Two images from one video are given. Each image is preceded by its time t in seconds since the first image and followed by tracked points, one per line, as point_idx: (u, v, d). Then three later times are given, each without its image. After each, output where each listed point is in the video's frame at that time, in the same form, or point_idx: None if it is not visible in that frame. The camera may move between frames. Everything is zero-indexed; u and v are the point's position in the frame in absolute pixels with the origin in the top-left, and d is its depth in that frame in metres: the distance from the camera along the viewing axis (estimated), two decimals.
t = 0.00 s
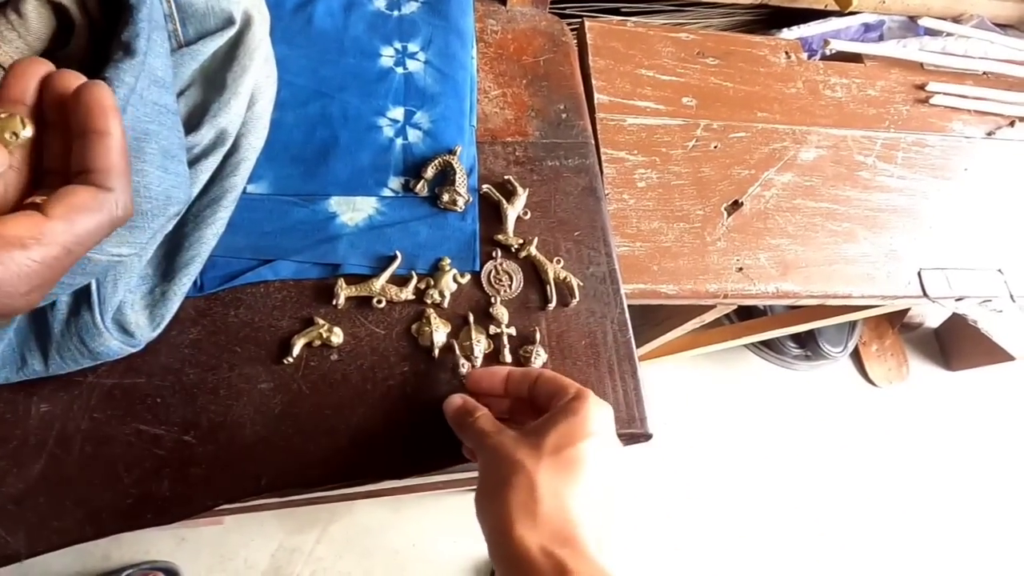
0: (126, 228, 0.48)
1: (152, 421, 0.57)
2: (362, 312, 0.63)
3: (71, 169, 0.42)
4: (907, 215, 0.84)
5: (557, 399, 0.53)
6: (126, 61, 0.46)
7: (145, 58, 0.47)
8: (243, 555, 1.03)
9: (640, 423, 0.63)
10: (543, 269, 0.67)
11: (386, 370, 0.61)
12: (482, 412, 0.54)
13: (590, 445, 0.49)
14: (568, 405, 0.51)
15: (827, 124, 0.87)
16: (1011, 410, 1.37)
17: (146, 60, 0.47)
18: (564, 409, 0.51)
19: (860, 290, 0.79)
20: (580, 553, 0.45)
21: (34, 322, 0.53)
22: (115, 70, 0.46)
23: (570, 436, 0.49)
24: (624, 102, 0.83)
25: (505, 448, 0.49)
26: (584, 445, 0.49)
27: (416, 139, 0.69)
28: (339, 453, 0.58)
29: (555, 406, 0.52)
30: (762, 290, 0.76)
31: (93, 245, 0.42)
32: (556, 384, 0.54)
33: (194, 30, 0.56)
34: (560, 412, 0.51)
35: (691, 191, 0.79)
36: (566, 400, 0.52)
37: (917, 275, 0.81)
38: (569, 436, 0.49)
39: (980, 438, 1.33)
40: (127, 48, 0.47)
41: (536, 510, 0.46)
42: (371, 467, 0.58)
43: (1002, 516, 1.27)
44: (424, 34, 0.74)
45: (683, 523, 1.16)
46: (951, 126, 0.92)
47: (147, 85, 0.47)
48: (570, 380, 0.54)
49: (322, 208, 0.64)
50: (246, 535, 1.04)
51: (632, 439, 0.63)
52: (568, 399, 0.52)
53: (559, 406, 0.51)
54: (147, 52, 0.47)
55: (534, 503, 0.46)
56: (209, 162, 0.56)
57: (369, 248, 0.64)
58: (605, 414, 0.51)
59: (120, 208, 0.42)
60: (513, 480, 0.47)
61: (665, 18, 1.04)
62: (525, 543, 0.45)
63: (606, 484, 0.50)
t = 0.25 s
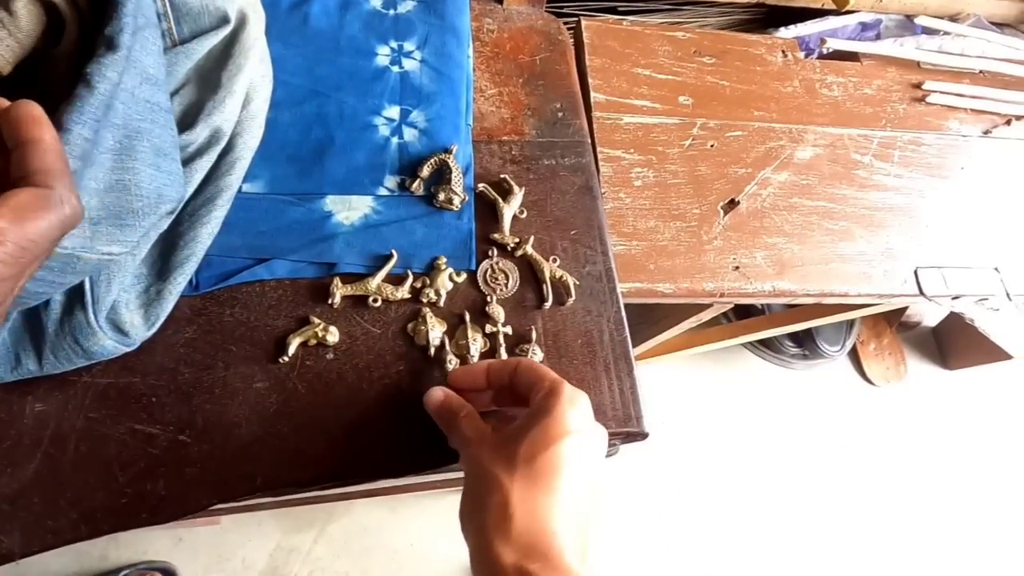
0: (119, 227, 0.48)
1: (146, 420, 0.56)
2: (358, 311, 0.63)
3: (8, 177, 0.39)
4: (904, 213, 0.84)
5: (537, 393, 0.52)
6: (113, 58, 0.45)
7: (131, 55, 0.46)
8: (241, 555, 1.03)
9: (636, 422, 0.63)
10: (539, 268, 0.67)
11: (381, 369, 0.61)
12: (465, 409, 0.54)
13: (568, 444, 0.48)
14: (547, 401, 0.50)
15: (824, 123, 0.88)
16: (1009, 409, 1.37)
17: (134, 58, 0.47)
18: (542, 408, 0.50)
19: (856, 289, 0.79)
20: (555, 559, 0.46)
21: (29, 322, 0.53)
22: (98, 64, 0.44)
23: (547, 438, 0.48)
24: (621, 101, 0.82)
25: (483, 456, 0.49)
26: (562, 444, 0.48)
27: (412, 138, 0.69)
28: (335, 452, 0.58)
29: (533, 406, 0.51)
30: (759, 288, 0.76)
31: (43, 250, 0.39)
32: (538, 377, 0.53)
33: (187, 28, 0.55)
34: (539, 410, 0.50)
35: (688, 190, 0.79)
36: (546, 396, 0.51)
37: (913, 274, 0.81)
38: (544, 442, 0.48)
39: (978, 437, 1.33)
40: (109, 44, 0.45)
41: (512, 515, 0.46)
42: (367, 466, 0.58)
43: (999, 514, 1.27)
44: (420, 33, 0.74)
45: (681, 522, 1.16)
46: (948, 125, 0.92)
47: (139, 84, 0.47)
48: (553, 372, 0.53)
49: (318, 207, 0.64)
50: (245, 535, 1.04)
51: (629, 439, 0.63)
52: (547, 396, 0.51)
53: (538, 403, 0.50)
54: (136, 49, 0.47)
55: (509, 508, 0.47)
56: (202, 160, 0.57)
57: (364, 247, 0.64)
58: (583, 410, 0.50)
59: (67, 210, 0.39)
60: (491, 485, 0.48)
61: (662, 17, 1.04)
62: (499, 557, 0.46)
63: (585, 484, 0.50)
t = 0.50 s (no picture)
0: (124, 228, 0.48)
1: (148, 419, 0.57)
2: (359, 310, 0.63)
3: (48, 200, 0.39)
4: (906, 214, 0.84)
5: (532, 383, 0.52)
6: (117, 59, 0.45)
7: (136, 56, 0.46)
8: (242, 554, 1.03)
9: (638, 422, 0.63)
10: (541, 269, 0.67)
11: (383, 369, 0.61)
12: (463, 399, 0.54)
13: (565, 436, 0.49)
14: (542, 392, 0.50)
15: (825, 123, 0.87)
16: (1011, 410, 1.37)
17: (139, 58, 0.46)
18: (538, 400, 0.50)
19: (858, 290, 0.78)
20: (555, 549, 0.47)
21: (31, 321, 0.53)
22: (104, 66, 0.44)
23: (544, 433, 0.48)
24: (623, 101, 0.83)
25: (483, 451, 0.50)
26: (559, 437, 0.48)
27: (413, 138, 0.69)
28: (337, 452, 0.58)
29: (528, 396, 0.51)
30: (760, 289, 0.76)
31: (86, 273, 0.38)
32: (533, 365, 0.52)
33: (190, 28, 0.55)
34: (535, 401, 0.50)
35: (690, 190, 0.79)
36: (541, 387, 0.50)
37: (915, 275, 0.81)
38: (540, 435, 0.48)
39: (980, 439, 1.33)
40: (115, 44, 0.45)
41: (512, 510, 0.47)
42: (368, 466, 0.58)
43: (1000, 516, 1.27)
44: (422, 33, 0.74)
45: (682, 523, 1.16)
46: (950, 126, 0.92)
47: (144, 83, 0.46)
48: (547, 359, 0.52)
49: (320, 207, 0.64)
50: (245, 534, 1.04)
51: (630, 439, 0.63)
52: (543, 385, 0.50)
53: (533, 395, 0.50)
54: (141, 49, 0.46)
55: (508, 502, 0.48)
56: (206, 159, 0.57)
57: (366, 247, 0.64)
58: (579, 398, 0.50)
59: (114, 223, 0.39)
60: (491, 480, 0.49)
61: (664, 18, 1.04)
62: (502, 550, 0.47)
63: (584, 472, 0.50)
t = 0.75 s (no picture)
0: (124, 227, 0.48)
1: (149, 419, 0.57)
2: (360, 311, 0.63)
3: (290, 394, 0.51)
4: (907, 216, 0.84)
5: (548, 375, 0.52)
6: (119, 57, 0.44)
7: (138, 56, 0.45)
8: (242, 554, 1.03)
9: (638, 423, 0.63)
10: (541, 269, 0.67)
11: (383, 369, 0.61)
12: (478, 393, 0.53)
13: (587, 427, 0.49)
14: (561, 383, 0.50)
15: (826, 124, 0.87)
16: (1012, 412, 1.37)
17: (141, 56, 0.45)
18: (558, 391, 0.50)
19: (858, 291, 0.78)
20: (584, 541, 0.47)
21: (31, 321, 0.53)
22: (106, 65, 0.43)
23: (566, 424, 0.49)
24: (623, 102, 0.83)
25: (504, 446, 0.50)
26: (581, 427, 0.49)
27: (414, 139, 0.69)
28: (337, 452, 0.58)
29: (544, 390, 0.51)
30: (760, 290, 0.76)
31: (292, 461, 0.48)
32: (548, 356, 0.53)
33: (191, 28, 0.54)
34: (554, 393, 0.50)
35: (690, 191, 0.79)
36: (559, 378, 0.51)
37: (916, 276, 0.81)
38: (563, 431, 0.49)
39: (980, 440, 1.33)
40: (117, 44, 0.44)
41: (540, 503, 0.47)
42: (368, 466, 0.58)
43: (1001, 518, 1.26)
44: (423, 34, 0.74)
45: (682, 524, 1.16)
46: (951, 127, 0.92)
47: (146, 83, 0.46)
48: (562, 350, 0.52)
49: (320, 208, 0.64)
50: (245, 533, 1.04)
51: (631, 440, 0.63)
52: (560, 376, 0.51)
53: (552, 387, 0.50)
54: (143, 48, 0.45)
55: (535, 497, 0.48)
56: (206, 159, 0.56)
57: (366, 248, 0.64)
58: (596, 388, 0.51)
59: (319, 427, 0.50)
60: (517, 475, 0.48)
61: (665, 18, 1.04)
62: (530, 547, 0.47)
63: (604, 461, 0.51)
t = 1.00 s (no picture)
0: (121, 226, 0.48)
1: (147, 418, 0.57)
2: (358, 310, 0.63)
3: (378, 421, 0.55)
4: (906, 216, 0.84)
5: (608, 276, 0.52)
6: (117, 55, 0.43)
7: (134, 55, 0.44)
8: (241, 554, 1.03)
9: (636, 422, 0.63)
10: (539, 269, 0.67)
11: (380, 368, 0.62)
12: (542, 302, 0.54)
13: (653, 320, 0.49)
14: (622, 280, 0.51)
15: (825, 124, 0.87)
16: (1011, 412, 1.37)
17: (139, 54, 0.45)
18: (619, 290, 0.50)
19: (857, 291, 0.78)
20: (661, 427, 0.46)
21: (26, 320, 0.53)
22: (102, 64, 0.42)
23: (630, 318, 0.49)
24: (622, 101, 0.82)
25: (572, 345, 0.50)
26: (647, 321, 0.49)
27: (412, 138, 0.69)
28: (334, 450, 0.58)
29: (605, 291, 0.51)
30: (759, 290, 0.76)
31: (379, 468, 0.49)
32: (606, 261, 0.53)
33: (189, 27, 0.54)
34: (615, 293, 0.50)
35: (688, 191, 0.79)
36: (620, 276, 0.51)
37: (914, 276, 0.81)
38: (631, 324, 0.49)
39: (980, 441, 1.32)
40: (113, 43, 0.43)
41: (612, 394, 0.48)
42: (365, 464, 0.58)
43: (1000, 518, 1.26)
44: (421, 33, 0.74)
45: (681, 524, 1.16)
46: (950, 127, 0.92)
47: (144, 81, 0.46)
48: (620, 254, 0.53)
49: (318, 207, 0.64)
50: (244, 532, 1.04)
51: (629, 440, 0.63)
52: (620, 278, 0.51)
53: (614, 284, 0.51)
54: (141, 46, 0.45)
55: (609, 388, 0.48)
56: (204, 158, 0.56)
57: (364, 247, 0.64)
58: (657, 287, 0.51)
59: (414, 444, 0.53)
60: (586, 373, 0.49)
61: (664, 18, 1.04)
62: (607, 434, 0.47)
63: (671, 357, 0.51)
